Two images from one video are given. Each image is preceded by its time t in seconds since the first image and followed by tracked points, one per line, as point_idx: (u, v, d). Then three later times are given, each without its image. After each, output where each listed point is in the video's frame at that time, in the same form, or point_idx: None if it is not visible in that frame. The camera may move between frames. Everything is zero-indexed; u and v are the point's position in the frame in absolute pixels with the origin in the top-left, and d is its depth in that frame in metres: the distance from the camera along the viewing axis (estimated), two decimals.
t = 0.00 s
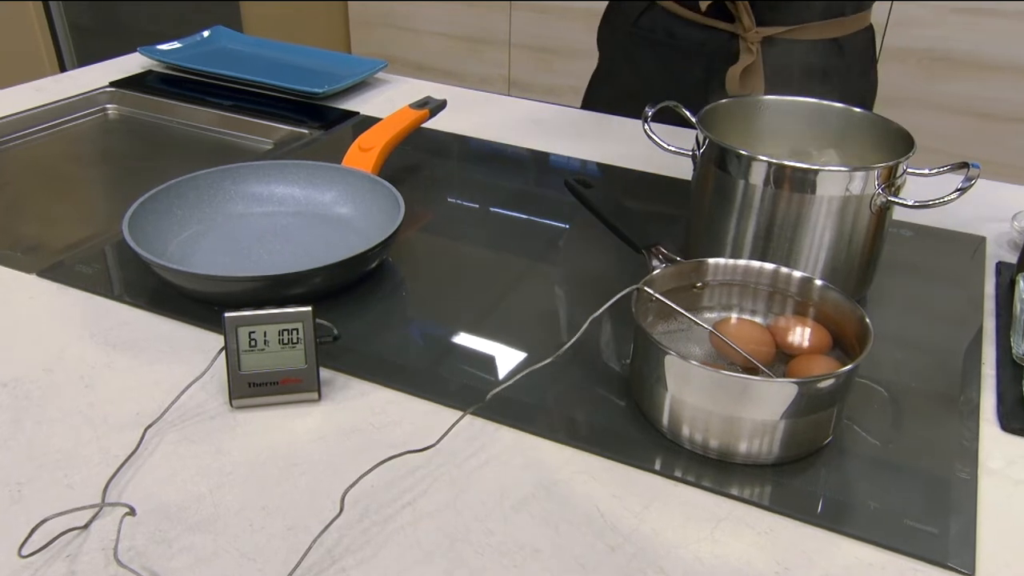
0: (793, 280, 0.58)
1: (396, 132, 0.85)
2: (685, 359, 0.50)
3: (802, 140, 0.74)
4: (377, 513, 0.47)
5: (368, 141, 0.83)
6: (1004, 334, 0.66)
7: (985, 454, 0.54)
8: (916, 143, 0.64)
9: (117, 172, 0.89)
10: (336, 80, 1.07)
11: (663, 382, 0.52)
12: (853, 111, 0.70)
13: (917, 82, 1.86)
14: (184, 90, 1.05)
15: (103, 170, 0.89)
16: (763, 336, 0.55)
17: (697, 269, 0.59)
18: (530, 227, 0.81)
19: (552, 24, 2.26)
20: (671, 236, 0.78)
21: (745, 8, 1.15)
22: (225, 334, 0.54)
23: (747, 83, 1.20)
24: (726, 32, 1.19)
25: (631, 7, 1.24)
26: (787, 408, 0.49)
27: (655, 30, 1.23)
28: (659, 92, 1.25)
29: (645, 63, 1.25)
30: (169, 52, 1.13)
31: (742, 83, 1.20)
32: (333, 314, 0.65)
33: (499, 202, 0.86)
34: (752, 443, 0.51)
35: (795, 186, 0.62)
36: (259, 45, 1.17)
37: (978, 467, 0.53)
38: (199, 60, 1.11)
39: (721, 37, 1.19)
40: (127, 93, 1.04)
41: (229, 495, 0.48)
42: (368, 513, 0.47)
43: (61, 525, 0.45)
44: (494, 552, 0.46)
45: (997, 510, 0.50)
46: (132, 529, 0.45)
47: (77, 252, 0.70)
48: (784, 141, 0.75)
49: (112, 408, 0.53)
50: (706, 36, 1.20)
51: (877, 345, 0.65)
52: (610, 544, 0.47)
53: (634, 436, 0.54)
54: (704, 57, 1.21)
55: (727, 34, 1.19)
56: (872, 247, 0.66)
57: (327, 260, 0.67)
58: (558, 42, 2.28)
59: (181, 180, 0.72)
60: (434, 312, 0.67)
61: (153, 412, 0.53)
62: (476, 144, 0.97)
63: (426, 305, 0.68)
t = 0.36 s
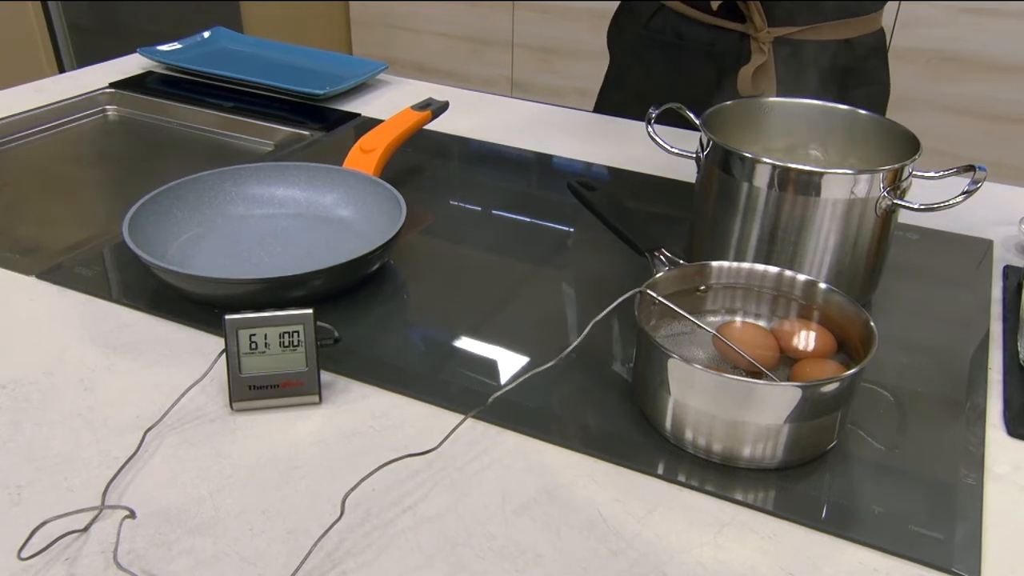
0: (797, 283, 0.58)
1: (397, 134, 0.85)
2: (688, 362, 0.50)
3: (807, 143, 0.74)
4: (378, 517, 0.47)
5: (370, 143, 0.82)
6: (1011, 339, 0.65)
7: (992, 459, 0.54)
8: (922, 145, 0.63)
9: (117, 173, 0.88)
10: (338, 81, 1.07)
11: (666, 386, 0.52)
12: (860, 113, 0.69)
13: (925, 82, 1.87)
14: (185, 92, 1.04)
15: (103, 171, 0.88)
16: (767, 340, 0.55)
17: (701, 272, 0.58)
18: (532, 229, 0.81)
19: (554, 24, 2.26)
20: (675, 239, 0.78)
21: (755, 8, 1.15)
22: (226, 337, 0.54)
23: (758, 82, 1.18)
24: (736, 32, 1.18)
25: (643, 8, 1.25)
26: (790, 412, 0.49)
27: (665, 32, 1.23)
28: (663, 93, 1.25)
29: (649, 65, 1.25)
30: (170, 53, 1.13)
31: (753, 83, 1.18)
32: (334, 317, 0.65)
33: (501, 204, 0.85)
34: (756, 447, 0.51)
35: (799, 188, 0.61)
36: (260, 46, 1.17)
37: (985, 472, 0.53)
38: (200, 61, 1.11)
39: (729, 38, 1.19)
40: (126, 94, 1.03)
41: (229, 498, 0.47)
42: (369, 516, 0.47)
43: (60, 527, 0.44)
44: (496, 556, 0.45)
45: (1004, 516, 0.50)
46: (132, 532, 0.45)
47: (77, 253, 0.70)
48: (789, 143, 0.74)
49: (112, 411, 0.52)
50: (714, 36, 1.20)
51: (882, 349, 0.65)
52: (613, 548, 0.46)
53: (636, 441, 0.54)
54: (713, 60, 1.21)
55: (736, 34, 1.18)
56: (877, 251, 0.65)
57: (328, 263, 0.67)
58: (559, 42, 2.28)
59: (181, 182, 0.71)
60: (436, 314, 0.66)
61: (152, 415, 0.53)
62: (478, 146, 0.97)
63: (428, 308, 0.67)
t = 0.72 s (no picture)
0: (800, 285, 0.57)
1: (400, 135, 0.85)
2: (690, 365, 0.50)
3: (812, 144, 0.73)
4: (378, 520, 0.47)
5: (372, 144, 0.82)
6: (1018, 343, 0.65)
7: (998, 463, 0.53)
8: (928, 146, 0.63)
9: (118, 174, 0.88)
10: (339, 82, 1.07)
11: (668, 389, 0.51)
12: (864, 114, 0.69)
13: (932, 82, 1.86)
14: (185, 93, 1.04)
15: (104, 172, 0.88)
16: (770, 343, 0.55)
17: (704, 274, 0.58)
18: (535, 231, 0.80)
19: (558, 24, 2.26)
20: (679, 242, 0.77)
21: (765, 7, 1.13)
22: (225, 339, 0.53)
23: (764, 80, 1.17)
24: (744, 31, 1.17)
25: (650, 11, 1.24)
26: (794, 416, 0.49)
27: (672, 32, 1.22)
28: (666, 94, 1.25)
29: (653, 66, 1.24)
30: (171, 54, 1.12)
31: (760, 82, 1.17)
32: (335, 319, 0.65)
33: (503, 205, 0.85)
34: (759, 450, 0.50)
35: (803, 190, 0.61)
36: (261, 47, 1.16)
37: (991, 477, 0.52)
38: (201, 62, 1.11)
39: (737, 37, 1.18)
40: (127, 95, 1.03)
41: (229, 501, 0.47)
42: (369, 520, 0.47)
43: (58, 530, 0.44)
44: (496, 560, 0.45)
45: (1010, 520, 0.49)
46: (130, 535, 0.44)
47: (76, 255, 0.70)
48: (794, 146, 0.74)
49: (111, 413, 0.52)
50: (723, 35, 1.18)
51: (887, 352, 0.64)
52: (614, 552, 0.46)
53: (638, 444, 0.53)
54: (719, 61, 1.20)
55: (744, 33, 1.17)
56: (882, 253, 0.65)
57: (328, 264, 0.66)
58: (563, 42, 2.27)
59: (181, 184, 0.71)
60: (437, 316, 0.66)
61: (151, 417, 0.52)
62: (481, 148, 0.96)
63: (430, 310, 0.67)
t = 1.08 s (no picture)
0: (798, 287, 0.57)
1: (399, 136, 0.84)
2: (687, 368, 0.49)
3: (812, 146, 0.73)
4: (373, 523, 0.46)
5: (370, 146, 0.82)
6: (1019, 345, 0.64)
7: (998, 466, 0.53)
8: (928, 147, 0.62)
9: (117, 176, 0.88)
10: (339, 83, 1.07)
11: (665, 392, 0.51)
12: (864, 115, 0.68)
13: (935, 82, 1.86)
14: (185, 94, 1.04)
15: (102, 174, 0.88)
16: (768, 345, 0.54)
17: (701, 276, 0.58)
18: (533, 232, 0.80)
19: (560, 24, 2.26)
20: (679, 243, 0.77)
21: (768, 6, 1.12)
22: (221, 341, 0.53)
23: (767, 79, 1.16)
24: (746, 30, 1.16)
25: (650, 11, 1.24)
26: (791, 419, 0.48)
27: (675, 31, 1.21)
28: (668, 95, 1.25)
29: (654, 66, 1.24)
30: (170, 55, 1.13)
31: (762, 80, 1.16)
32: (332, 321, 0.65)
33: (502, 206, 0.85)
34: (756, 453, 0.50)
35: (802, 192, 0.60)
36: (260, 48, 1.17)
37: (990, 480, 0.52)
38: (200, 63, 1.11)
39: (740, 36, 1.17)
40: (125, 96, 1.03)
41: (223, 503, 0.47)
42: (364, 521, 0.47)
43: (52, 532, 0.44)
44: (492, 563, 0.45)
45: (1009, 523, 0.49)
46: (124, 537, 0.44)
47: (73, 257, 0.69)
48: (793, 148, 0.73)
49: (106, 416, 0.52)
50: (726, 34, 1.17)
51: (887, 354, 0.64)
52: (610, 555, 0.46)
53: (635, 447, 0.53)
54: (721, 59, 1.19)
55: (747, 32, 1.16)
56: (882, 254, 0.64)
57: (326, 266, 0.66)
58: (566, 43, 2.28)
59: (179, 185, 0.71)
60: (435, 318, 0.66)
61: (146, 420, 0.52)
62: (481, 148, 0.96)
63: (427, 311, 0.67)
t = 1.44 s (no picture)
0: (792, 288, 0.57)
1: (397, 137, 0.85)
2: (681, 369, 0.49)
3: (809, 148, 0.73)
4: (367, 523, 0.47)
5: (368, 148, 0.82)
6: (1015, 347, 0.64)
7: (992, 468, 0.53)
8: (923, 148, 0.62)
9: (117, 177, 0.89)
10: (339, 84, 1.07)
11: (659, 393, 0.51)
12: (861, 116, 0.68)
13: (938, 83, 1.86)
14: (185, 96, 1.05)
15: (102, 175, 0.89)
16: (762, 346, 0.54)
17: (696, 277, 0.58)
18: (531, 233, 0.80)
19: (563, 26, 2.26)
20: (676, 245, 0.77)
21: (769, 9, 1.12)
22: (217, 342, 0.54)
23: (769, 80, 1.17)
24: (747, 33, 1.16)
25: (653, 17, 1.24)
26: (784, 420, 0.48)
27: (676, 35, 1.22)
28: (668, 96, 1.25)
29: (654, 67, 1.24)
30: (171, 57, 1.13)
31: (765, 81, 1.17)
32: (328, 322, 0.65)
33: (501, 207, 0.85)
34: (750, 454, 0.50)
35: (798, 193, 0.61)
36: (261, 49, 1.17)
37: (984, 481, 0.52)
38: (201, 65, 1.11)
39: (741, 38, 1.16)
40: (125, 97, 1.04)
41: (218, 503, 0.47)
42: (358, 521, 0.47)
43: (47, 532, 0.44)
44: (485, 564, 0.45)
45: (1002, 525, 0.49)
46: (118, 537, 0.44)
47: (72, 258, 0.70)
48: (789, 151, 0.73)
49: (102, 416, 0.52)
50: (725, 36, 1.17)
51: (882, 355, 0.64)
52: (602, 556, 0.46)
53: (630, 448, 0.53)
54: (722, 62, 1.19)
55: (747, 35, 1.16)
56: (878, 255, 0.64)
57: (323, 267, 0.67)
58: (568, 45, 2.28)
59: (177, 187, 0.71)
60: (431, 319, 0.66)
61: (142, 420, 0.52)
62: (480, 150, 0.96)
63: (424, 312, 0.67)
